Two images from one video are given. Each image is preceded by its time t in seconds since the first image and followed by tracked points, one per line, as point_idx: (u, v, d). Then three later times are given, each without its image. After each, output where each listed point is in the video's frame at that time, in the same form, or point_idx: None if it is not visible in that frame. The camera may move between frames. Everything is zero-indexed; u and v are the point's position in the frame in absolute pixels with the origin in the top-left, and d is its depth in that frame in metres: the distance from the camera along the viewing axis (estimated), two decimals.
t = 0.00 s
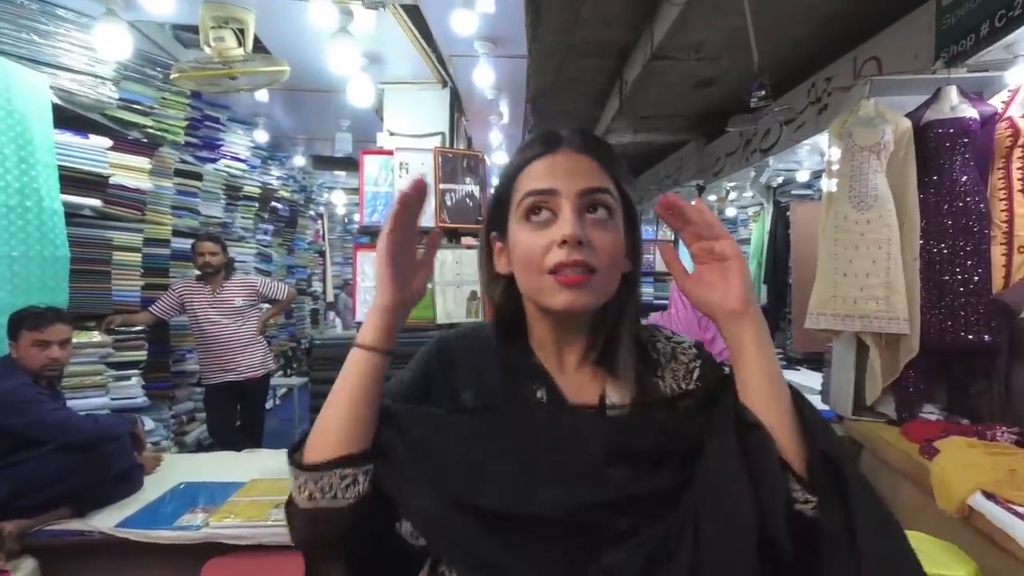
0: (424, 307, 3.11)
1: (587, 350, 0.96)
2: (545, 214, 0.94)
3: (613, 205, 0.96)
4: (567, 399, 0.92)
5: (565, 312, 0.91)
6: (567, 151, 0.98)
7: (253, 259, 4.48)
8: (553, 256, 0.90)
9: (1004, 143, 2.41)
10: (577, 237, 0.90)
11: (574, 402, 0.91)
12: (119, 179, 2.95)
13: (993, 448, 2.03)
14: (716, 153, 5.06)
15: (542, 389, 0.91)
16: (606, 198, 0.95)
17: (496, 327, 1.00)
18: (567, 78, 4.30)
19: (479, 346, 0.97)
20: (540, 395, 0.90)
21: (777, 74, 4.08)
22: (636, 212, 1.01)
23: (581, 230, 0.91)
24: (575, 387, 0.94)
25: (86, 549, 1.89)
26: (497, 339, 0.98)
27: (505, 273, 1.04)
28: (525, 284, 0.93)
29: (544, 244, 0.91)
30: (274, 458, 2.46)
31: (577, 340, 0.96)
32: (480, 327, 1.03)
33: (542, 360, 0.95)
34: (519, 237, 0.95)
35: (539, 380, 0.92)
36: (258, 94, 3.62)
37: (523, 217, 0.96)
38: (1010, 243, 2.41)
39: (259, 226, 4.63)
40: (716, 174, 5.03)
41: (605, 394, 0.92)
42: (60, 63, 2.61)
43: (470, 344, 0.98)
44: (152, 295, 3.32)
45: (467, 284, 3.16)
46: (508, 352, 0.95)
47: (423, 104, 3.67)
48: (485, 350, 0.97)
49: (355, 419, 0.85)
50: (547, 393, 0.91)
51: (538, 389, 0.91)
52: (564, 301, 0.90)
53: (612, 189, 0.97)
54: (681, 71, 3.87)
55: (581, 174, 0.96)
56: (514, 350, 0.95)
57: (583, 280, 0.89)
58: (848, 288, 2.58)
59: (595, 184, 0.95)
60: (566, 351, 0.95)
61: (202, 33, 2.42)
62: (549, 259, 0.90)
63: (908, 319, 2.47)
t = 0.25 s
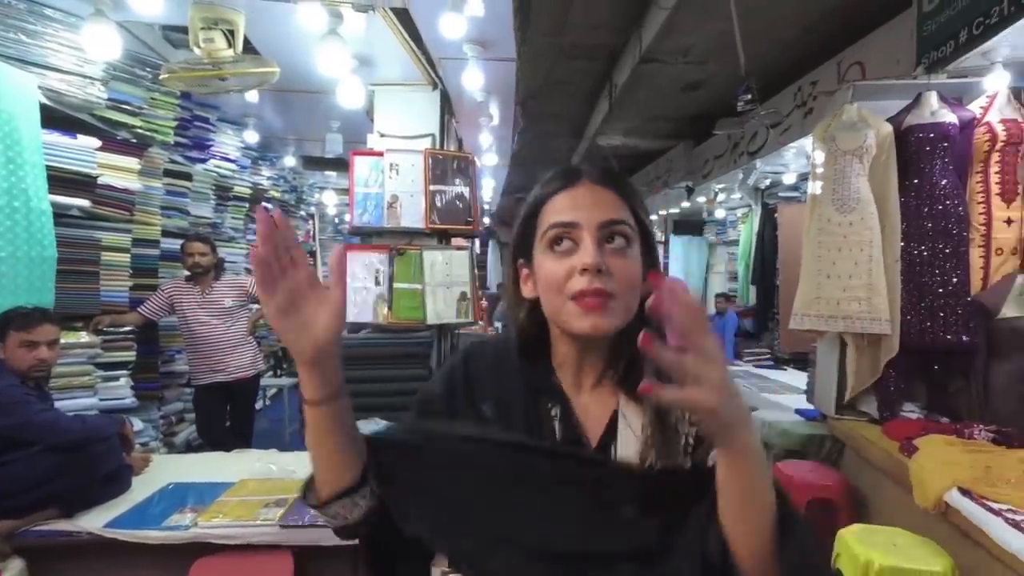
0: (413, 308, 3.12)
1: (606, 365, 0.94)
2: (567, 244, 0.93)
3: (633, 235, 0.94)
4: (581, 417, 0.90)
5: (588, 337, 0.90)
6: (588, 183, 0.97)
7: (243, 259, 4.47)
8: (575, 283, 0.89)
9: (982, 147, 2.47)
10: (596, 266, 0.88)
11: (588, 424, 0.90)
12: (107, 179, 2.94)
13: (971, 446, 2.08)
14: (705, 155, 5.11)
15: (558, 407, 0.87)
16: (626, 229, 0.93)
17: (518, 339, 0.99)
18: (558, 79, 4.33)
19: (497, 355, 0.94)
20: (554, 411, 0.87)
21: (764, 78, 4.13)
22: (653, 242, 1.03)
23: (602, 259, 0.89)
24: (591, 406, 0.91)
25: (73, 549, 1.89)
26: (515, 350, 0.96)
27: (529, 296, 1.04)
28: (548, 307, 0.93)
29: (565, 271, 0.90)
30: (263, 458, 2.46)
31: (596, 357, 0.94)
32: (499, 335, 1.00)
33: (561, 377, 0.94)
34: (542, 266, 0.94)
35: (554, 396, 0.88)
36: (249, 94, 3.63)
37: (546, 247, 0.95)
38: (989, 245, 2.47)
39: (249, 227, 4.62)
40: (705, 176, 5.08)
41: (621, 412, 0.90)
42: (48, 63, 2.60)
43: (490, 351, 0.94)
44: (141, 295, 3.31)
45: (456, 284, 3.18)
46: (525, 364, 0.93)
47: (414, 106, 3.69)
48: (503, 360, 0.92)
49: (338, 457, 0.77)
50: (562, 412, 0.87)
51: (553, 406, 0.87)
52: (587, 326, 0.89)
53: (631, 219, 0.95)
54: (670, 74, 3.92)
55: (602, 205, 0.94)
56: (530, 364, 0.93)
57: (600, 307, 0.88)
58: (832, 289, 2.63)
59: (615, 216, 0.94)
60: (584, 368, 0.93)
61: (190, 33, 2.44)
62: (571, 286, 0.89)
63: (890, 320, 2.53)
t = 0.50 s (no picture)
0: (403, 308, 3.14)
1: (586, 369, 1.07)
2: (555, 256, 1.00)
3: (616, 254, 1.01)
4: (562, 414, 1.04)
5: (564, 338, 0.99)
6: (584, 205, 1.03)
7: (233, 260, 4.48)
8: (557, 289, 0.97)
9: (962, 149, 2.50)
10: (577, 278, 0.96)
11: (571, 420, 1.04)
12: (95, 180, 2.94)
13: (949, 443, 2.13)
14: (694, 157, 5.15)
15: (541, 403, 1.04)
16: (610, 248, 1.00)
17: (515, 349, 1.14)
18: (548, 81, 4.37)
19: (496, 364, 1.12)
20: (539, 408, 1.03)
21: (751, 81, 4.18)
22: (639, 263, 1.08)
23: (584, 272, 0.97)
24: (572, 403, 1.05)
25: (62, 549, 1.90)
26: (510, 357, 1.13)
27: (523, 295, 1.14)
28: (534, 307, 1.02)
29: (551, 278, 0.98)
30: (252, 458, 2.48)
31: (578, 359, 1.06)
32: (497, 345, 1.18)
33: (546, 379, 1.08)
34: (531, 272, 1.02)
35: (539, 390, 1.06)
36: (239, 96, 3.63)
37: (537, 254, 1.02)
38: (969, 245, 2.48)
39: (240, 228, 4.62)
40: (694, 177, 5.12)
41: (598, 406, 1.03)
42: (36, 64, 2.61)
43: (488, 360, 1.14)
44: (130, 296, 3.31)
45: (446, 285, 3.20)
46: (518, 369, 1.10)
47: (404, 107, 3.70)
48: (501, 367, 1.11)
49: (368, 476, 1.03)
50: (545, 411, 1.03)
51: (537, 403, 1.04)
52: (563, 329, 0.98)
53: (616, 241, 1.02)
54: (659, 77, 3.96)
55: (592, 223, 1.01)
56: (522, 370, 1.09)
57: (579, 315, 0.97)
58: (815, 288, 2.67)
59: (603, 235, 1.00)
60: (566, 372, 1.07)
61: (179, 36, 2.44)
62: (554, 292, 0.98)
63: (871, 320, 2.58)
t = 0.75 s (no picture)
0: (394, 308, 3.17)
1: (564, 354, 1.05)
2: (532, 254, 1.03)
3: (588, 255, 1.05)
4: (541, 398, 1.02)
5: (539, 332, 1.02)
6: (560, 208, 1.06)
7: (226, 262, 4.49)
8: (533, 287, 1.00)
9: (943, 151, 2.53)
10: (552, 276, 0.99)
11: (548, 403, 1.02)
12: (86, 182, 2.95)
13: (930, 439, 2.17)
14: (685, 158, 5.19)
15: (521, 390, 1.02)
16: (583, 248, 1.03)
17: (495, 340, 1.12)
18: (539, 82, 4.40)
19: (476, 353, 1.09)
20: (520, 394, 1.02)
21: (739, 83, 4.23)
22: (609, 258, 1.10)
23: (558, 271, 1.00)
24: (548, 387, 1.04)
25: (54, 548, 1.92)
26: (489, 348, 1.10)
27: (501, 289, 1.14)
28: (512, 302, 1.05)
29: (527, 276, 1.01)
30: (243, 458, 2.49)
31: (554, 346, 1.04)
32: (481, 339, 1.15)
33: (524, 365, 1.06)
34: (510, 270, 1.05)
35: (517, 379, 1.04)
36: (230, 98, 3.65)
37: (516, 251, 1.05)
38: (949, 245, 2.52)
39: (232, 229, 4.63)
40: (685, 178, 5.16)
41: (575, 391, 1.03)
42: (27, 67, 2.62)
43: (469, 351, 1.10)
44: (122, 297, 3.32)
45: (437, 285, 3.23)
46: (497, 358, 1.07)
47: (395, 109, 3.73)
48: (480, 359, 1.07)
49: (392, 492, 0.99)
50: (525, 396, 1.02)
51: (518, 390, 1.02)
52: (538, 323, 1.01)
53: (589, 243, 1.05)
54: (648, 78, 4.00)
55: (566, 226, 1.04)
56: (500, 359, 1.07)
57: (552, 310, 1.00)
58: (800, 288, 2.71)
59: (575, 237, 1.03)
60: (543, 358, 1.05)
61: (169, 39, 2.45)
62: (530, 289, 1.01)
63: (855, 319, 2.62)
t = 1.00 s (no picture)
0: (386, 309, 3.19)
1: (541, 357, 1.08)
2: (516, 258, 1.05)
3: (569, 259, 1.08)
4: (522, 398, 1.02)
5: (525, 329, 1.03)
6: (538, 214, 1.09)
7: (219, 263, 4.50)
8: (519, 288, 1.02)
9: (927, 151, 2.57)
10: (537, 277, 1.02)
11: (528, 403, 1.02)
12: (78, 184, 2.96)
13: (914, 435, 2.20)
14: (678, 158, 5.22)
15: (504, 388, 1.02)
16: (563, 251, 1.06)
17: (475, 341, 1.12)
18: (531, 83, 4.42)
19: (458, 354, 1.08)
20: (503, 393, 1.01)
21: (730, 84, 4.26)
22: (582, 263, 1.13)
23: (543, 272, 1.02)
24: (526, 387, 1.05)
25: (45, 548, 1.93)
26: (471, 349, 1.10)
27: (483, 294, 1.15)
28: (497, 303, 1.06)
29: (513, 278, 1.03)
30: (235, 458, 2.51)
31: (533, 348, 1.07)
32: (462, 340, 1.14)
33: (505, 366, 1.07)
34: (494, 275, 1.06)
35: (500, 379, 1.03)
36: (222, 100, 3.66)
37: (500, 257, 1.07)
38: (934, 244, 2.56)
39: (225, 230, 4.64)
40: (677, 178, 5.19)
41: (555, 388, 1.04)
42: (18, 70, 2.63)
43: (452, 352, 1.09)
44: (114, 299, 3.32)
45: (429, 285, 3.25)
46: (479, 359, 1.07)
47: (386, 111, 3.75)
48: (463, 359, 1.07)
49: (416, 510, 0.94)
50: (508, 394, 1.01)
51: (501, 390, 1.01)
52: (525, 321, 1.02)
53: (567, 247, 1.08)
54: (639, 79, 4.03)
55: (547, 230, 1.07)
56: (482, 359, 1.07)
57: (540, 308, 1.02)
58: (787, 288, 2.75)
59: (556, 241, 1.06)
60: (523, 359, 1.07)
61: (160, 42, 2.47)
62: (515, 289, 1.03)
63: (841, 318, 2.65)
